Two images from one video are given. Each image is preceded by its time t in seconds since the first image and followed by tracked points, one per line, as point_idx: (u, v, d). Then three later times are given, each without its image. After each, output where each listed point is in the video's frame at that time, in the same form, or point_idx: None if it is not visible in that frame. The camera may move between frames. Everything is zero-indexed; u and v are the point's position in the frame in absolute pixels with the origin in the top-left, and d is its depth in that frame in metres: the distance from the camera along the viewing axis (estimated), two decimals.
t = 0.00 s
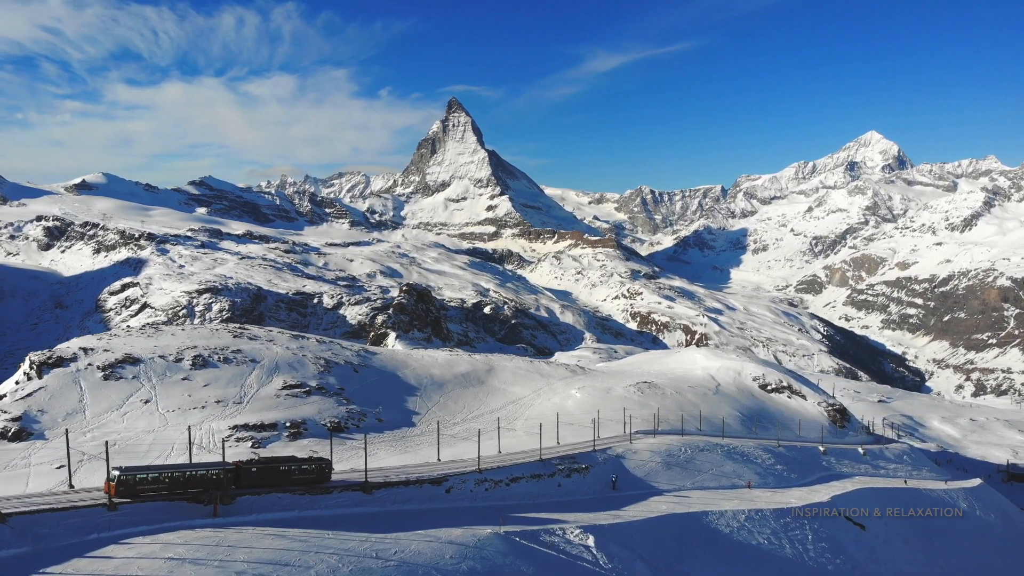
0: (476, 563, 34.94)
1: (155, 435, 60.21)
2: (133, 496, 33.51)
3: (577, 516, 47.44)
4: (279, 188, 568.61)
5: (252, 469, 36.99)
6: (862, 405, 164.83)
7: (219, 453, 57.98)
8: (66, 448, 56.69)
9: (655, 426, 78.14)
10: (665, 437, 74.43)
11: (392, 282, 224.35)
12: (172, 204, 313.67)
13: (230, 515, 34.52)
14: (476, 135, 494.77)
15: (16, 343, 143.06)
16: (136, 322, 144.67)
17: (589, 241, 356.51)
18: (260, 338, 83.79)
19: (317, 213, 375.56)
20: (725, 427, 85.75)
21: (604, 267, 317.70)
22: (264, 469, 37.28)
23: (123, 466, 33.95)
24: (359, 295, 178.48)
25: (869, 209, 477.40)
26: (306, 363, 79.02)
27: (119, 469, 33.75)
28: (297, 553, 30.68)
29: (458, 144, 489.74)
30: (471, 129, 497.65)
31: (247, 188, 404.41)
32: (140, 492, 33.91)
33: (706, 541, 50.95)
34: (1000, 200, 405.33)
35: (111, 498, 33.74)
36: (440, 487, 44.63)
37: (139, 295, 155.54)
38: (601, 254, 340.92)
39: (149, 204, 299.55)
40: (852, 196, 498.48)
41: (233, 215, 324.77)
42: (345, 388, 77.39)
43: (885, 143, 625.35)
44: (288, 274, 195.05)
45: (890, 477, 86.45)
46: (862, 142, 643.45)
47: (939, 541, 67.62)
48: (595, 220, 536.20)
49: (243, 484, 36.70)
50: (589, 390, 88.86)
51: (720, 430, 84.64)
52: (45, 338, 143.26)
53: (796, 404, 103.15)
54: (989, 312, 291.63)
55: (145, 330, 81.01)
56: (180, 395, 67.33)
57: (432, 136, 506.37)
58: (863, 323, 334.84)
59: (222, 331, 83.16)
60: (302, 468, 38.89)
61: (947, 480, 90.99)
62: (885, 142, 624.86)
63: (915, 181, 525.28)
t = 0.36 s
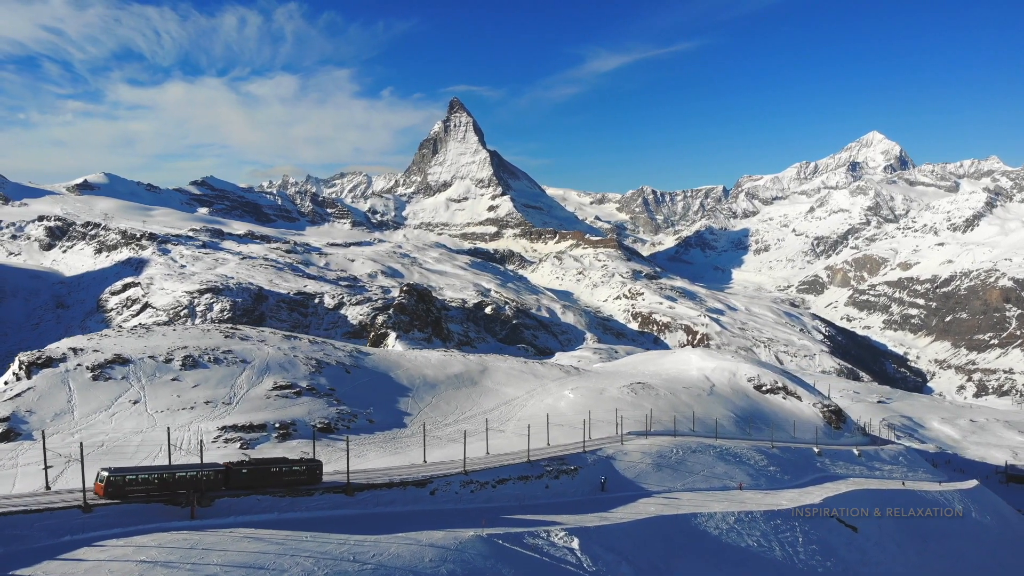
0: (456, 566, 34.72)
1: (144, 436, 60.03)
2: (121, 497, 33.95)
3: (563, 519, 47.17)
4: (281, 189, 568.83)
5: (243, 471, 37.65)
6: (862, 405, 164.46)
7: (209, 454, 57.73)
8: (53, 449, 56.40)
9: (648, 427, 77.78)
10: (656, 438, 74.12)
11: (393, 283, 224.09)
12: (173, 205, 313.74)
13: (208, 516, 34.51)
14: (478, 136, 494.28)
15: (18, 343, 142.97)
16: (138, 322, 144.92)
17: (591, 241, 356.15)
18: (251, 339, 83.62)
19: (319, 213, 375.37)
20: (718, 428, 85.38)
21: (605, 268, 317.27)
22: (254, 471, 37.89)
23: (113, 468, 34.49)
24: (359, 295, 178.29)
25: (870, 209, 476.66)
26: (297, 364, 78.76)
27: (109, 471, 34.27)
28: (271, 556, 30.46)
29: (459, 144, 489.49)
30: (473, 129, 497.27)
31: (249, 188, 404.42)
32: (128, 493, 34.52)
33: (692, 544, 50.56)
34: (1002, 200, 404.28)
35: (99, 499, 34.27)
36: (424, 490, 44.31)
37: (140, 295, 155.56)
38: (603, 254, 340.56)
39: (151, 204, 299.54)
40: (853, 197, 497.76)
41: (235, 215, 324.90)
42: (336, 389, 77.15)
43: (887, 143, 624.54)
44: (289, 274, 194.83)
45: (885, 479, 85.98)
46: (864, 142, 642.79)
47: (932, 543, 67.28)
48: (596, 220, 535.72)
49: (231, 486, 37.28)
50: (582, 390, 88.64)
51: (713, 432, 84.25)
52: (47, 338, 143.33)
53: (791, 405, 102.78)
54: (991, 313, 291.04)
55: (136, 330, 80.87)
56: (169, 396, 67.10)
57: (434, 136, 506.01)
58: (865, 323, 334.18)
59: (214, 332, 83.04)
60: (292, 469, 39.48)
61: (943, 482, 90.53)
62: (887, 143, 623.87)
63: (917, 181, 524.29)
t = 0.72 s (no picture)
0: (437, 570, 34.40)
1: (133, 437, 59.81)
2: (111, 497, 34.07)
3: (550, 520, 46.87)
4: (284, 189, 569.11)
5: (235, 471, 37.74)
6: (862, 406, 163.87)
7: (202, 455, 57.36)
8: (41, 449, 56.19)
9: (641, 428, 77.44)
10: (649, 439, 73.80)
11: (395, 283, 223.87)
12: (176, 205, 313.90)
13: (188, 518, 34.39)
14: (480, 136, 493.87)
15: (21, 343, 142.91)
16: (140, 322, 144.86)
17: (593, 241, 355.64)
18: (243, 339, 83.43)
19: (321, 212, 375.16)
20: (712, 429, 84.99)
21: (608, 268, 316.69)
22: (246, 471, 38.00)
23: (104, 468, 34.59)
24: (361, 295, 178.06)
25: (873, 209, 475.49)
26: (289, 365, 78.58)
27: (101, 471, 34.37)
28: (246, 559, 30.31)
29: (461, 144, 489.14)
30: (475, 129, 496.98)
31: (251, 188, 404.60)
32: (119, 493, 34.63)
33: (680, 547, 50.17)
34: (1005, 200, 402.99)
35: (90, 499, 34.38)
36: (408, 492, 44.09)
37: (142, 294, 155.55)
38: (605, 254, 340.01)
39: (153, 204, 299.55)
40: (856, 197, 496.72)
41: (237, 215, 324.99)
42: (328, 389, 76.89)
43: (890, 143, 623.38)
44: (291, 274, 194.57)
45: (880, 480, 85.47)
46: (866, 142, 641.59)
47: (927, 544, 66.90)
48: (598, 220, 535.30)
49: (222, 486, 37.34)
50: (576, 391, 88.33)
51: (707, 432, 83.95)
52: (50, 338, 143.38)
53: (786, 405, 102.34)
54: (994, 313, 290.19)
55: (128, 330, 80.74)
56: (159, 396, 66.94)
57: (436, 136, 505.78)
58: (867, 323, 333.15)
59: (206, 332, 82.87)
60: (283, 471, 39.51)
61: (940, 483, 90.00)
62: (890, 143, 622.33)
63: (919, 181, 522.91)
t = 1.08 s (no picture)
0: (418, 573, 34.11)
1: (125, 437, 59.75)
2: (104, 498, 34.26)
3: (539, 522, 46.49)
4: (289, 189, 570.16)
5: (229, 472, 37.99)
6: (866, 407, 162.85)
7: (200, 456, 57.32)
8: (32, 449, 56.16)
9: (636, 429, 77.13)
10: (645, 441, 73.45)
11: (400, 283, 223.84)
12: (182, 205, 314.79)
13: (169, 519, 34.25)
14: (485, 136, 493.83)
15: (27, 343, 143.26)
16: (145, 322, 144.97)
17: (598, 242, 354.75)
18: (238, 339, 83.45)
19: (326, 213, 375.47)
20: (708, 430, 84.51)
21: (612, 268, 316.02)
22: (240, 472, 38.28)
23: (97, 468, 34.76)
24: (366, 295, 178.08)
25: (879, 209, 473.44)
26: (284, 365, 78.55)
27: (94, 471, 34.55)
28: (224, 561, 30.21)
29: (466, 144, 489.12)
30: (480, 130, 496.95)
31: (257, 189, 405.34)
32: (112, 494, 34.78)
33: (671, 550, 49.67)
34: (1012, 201, 400.58)
35: (83, 499, 34.61)
36: (395, 493, 43.92)
37: (148, 295, 155.85)
38: (610, 254, 339.27)
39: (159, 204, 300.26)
40: (862, 197, 494.73)
41: (243, 215, 325.66)
42: (322, 390, 76.77)
43: (896, 143, 620.82)
44: (296, 274, 194.71)
45: (880, 482, 84.79)
46: (872, 142, 639.25)
47: (924, 547, 66.25)
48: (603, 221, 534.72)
49: (216, 487, 37.52)
50: (573, 392, 88.06)
51: (703, 434, 83.58)
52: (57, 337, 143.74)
53: (785, 407, 101.76)
54: (1001, 314, 288.45)
55: (123, 330, 80.84)
56: (152, 397, 66.91)
57: (441, 136, 505.95)
58: (873, 324, 331.37)
59: (201, 332, 82.89)
60: (277, 472, 39.70)
61: (941, 484, 89.25)
62: (896, 143, 619.76)
63: (926, 181, 520.18)
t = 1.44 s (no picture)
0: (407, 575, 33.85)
1: (126, 436, 59.94)
2: (107, 497, 34.48)
3: (534, 524, 46.19)
4: (303, 190, 573.14)
5: (231, 472, 38.02)
6: (878, 410, 160.99)
7: (202, 456, 57.43)
8: (33, 448, 56.47)
9: (639, 431, 76.55)
10: (648, 443, 72.79)
11: (411, 284, 224.12)
12: (196, 205, 317.25)
13: (158, 519, 34.16)
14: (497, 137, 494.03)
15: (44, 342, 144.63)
16: (159, 321, 145.91)
17: (609, 242, 353.44)
18: (242, 339, 83.77)
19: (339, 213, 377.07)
20: (712, 432, 83.68)
21: (624, 269, 314.89)
22: (243, 472, 38.36)
23: (100, 467, 35.01)
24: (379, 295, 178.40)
25: (894, 210, 468.48)
26: (286, 365, 78.71)
27: (96, 470, 34.81)
28: (209, 562, 30.13)
29: (478, 145, 489.52)
30: (492, 130, 497.29)
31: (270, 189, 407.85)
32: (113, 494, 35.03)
33: (668, 553, 49.01)
34: None
35: (85, 498, 34.86)
36: (389, 495, 43.86)
37: (162, 295, 157.01)
38: (621, 255, 337.96)
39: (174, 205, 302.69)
40: (877, 198, 490.01)
41: (256, 216, 327.70)
42: (324, 390, 76.84)
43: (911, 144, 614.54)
44: (309, 275, 195.43)
45: (887, 486, 83.56)
46: (887, 143, 633.40)
47: (930, 552, 65.11)
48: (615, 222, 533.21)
49: (218, 487, 37.58)
50: (577, 393, 87.58)
51: (708, 435, 82.82)
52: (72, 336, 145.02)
53: (792, 409, 100.65)
54: (1018, 316, 284.46)
55: (126, 330, 81.31)
56: (153, 396, 67.20)
57: (453, 137, 506.72)
58: (888, 326, 327.66)
59: (204, 332, 83.20)
60: (278, 472, 39.61)
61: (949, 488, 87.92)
62: (912, 143, 613.51)
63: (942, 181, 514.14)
